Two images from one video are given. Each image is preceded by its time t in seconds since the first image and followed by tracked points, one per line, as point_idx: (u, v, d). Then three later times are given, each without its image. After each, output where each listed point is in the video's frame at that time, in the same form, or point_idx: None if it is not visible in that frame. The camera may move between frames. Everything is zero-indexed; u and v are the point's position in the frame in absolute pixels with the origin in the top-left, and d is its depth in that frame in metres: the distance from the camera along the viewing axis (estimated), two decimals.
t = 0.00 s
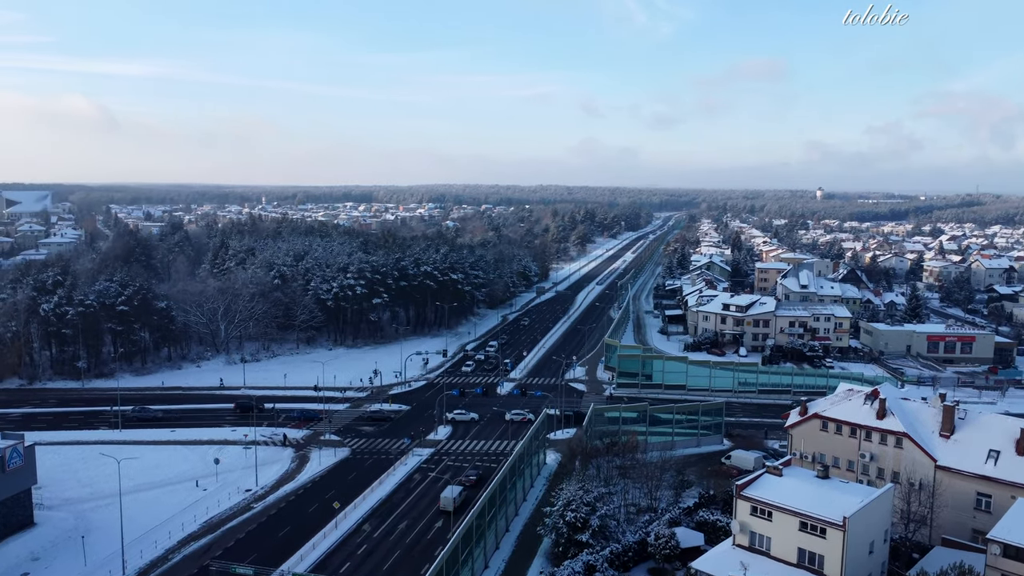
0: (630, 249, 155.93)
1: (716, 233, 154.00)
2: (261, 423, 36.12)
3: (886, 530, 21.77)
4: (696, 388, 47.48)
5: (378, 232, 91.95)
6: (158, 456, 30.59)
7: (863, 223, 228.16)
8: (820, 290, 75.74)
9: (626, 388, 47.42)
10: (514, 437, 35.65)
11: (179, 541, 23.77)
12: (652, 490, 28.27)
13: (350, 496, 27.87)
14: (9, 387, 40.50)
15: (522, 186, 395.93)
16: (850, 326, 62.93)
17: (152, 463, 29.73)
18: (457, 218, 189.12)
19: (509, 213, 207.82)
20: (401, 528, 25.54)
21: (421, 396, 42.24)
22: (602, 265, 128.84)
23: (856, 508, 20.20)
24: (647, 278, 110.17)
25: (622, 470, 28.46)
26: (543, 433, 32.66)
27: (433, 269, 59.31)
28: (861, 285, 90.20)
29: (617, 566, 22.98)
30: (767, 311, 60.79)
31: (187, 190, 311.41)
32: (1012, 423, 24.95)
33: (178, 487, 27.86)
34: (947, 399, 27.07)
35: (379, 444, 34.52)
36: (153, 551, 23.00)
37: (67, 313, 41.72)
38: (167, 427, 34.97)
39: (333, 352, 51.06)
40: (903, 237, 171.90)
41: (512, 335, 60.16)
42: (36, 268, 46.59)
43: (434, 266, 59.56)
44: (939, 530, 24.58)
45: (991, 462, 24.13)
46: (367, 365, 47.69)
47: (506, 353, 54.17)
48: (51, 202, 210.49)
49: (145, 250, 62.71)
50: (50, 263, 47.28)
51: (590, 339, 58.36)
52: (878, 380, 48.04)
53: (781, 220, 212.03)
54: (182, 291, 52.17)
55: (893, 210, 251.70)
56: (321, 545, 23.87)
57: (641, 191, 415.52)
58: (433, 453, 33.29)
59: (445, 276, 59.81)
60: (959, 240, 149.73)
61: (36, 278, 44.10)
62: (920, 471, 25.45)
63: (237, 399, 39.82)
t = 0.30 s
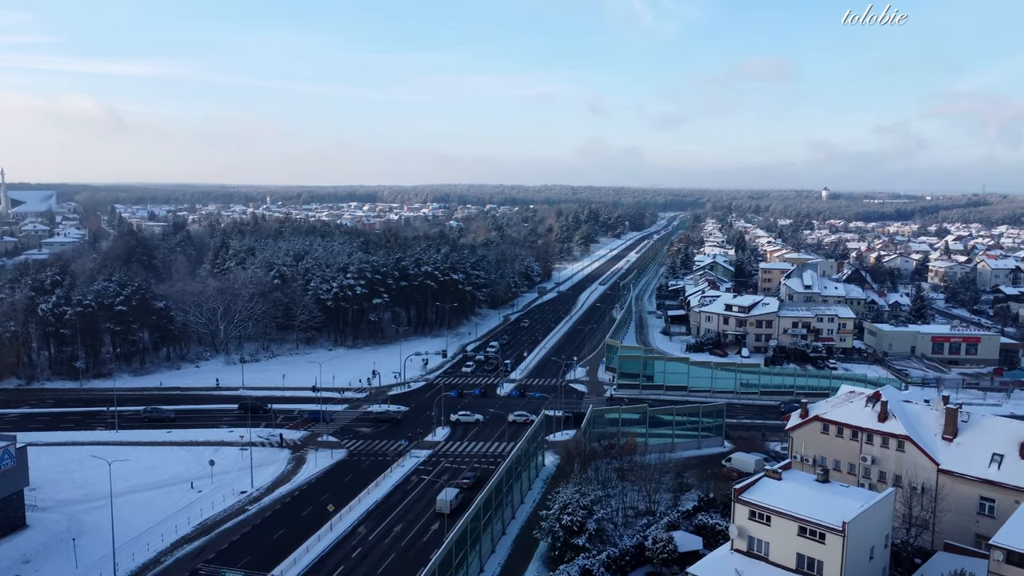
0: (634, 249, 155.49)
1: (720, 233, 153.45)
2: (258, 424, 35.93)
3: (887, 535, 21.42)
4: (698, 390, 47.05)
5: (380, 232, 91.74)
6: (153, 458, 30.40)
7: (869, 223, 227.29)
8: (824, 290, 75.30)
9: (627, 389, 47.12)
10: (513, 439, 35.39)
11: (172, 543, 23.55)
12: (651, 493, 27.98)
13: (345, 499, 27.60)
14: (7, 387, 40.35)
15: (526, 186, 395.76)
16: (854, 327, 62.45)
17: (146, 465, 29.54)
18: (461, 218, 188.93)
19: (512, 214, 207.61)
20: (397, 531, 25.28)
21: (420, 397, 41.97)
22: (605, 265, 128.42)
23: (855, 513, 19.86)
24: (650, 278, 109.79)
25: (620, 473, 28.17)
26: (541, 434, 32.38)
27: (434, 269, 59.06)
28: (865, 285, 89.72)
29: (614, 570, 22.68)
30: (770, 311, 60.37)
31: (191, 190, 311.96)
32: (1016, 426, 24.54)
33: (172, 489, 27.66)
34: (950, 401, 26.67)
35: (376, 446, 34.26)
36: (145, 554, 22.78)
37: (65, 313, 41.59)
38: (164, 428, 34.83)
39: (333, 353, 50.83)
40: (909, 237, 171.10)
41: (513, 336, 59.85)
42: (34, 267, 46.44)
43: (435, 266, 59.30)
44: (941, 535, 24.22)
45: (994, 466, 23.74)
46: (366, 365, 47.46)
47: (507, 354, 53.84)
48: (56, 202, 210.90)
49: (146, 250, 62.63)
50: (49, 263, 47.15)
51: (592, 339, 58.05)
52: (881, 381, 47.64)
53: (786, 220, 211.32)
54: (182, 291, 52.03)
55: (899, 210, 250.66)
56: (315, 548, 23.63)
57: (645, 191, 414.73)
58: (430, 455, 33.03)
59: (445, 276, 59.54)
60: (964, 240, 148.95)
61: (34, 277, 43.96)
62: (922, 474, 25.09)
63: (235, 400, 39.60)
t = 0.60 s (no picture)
0: (642, 249, 154.86)
1: (729, 234, 152.70)
2: (260, 425, 35.81)
3: (892, 541, 21.04)
4: (703, 392, 46.58)
5: (386, 232, 91.63)
6: (153, 458, 30.32)
7: (879, 224, 225.77)
8: (832, 291, 74.67)
9: (632, 390, 46.79)
10: (515, 441, 35.14)
11: (169, 545, 23.40)
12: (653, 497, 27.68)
13: (344, 501, 27.39)
14: (11, 386, 40.41)
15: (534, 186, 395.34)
16: (863, 328, 61.84)
17: (146, 466, 29.46)
18: (469, 218, 188.73)
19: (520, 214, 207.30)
20: (395, 533, 25.06)
21: (423, 398, 41.78)
22: (613, 265, 127.93)
23: (859, 518, 19.47)
24: (658, 279, 109.27)
25: (622, 476, 27.86)
26: (543, 435, 32.11)
27: (439, 269, 58.91)
28: (875, 286, 88.94)
29: None
30: (777, 312, 59.85)
31: (201, 190, 313.13)
32: None
33: (171, 489, 27.56)
34: (958, 405, 26.21)
35: (377, 447, 34.06)
36: (141, 555, 22.64)
37: (68, 312, 41.61)
38: (165, 428, 34.80)
39: (336, 353, 50.66)
40: (919, 238, 169.82)
41: (519, 337, 59.56)
42: (38, 267, 46.46)
43: (439, 266, 59.13)
44: (948, 541, 23.82)
45: (1003, 471, 23.30)
46: (369, 366, 47.29)
47: (511, 355, 53.58)
48: (67, 202, 211.99)
49: (152, 249, 62.74)
50: (53, 262, 47.17)
51: (597, 340, 57.71)
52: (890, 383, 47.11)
53: (796, 220, 210.13)
54: (186, 291, 52.03)
55: (910, 210, 248.95)
56: (312, 551, 23.42)
57: (654, 191, 413.54)
58: (432, 457, 32.80)
59: (450, 276, 59.32)
60: (976, 240, 147.59)
61: (38, 277, 44.00)
62: (929, 479, 24.67)
63: (237, 400, 39.50)
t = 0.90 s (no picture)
0: (648, 250, 154.27)
1: (736, 234, 151.96)
2: (260, 426, 35.68)
3: (896, 547, 20.66)
4: (708, 394, 46.24)
5: (392, 232, 91.50)
6: (152, 459, 30.20)
7: (889, 224, 224.36)
8: (840, 292, 74.06)
9: (635, 392, 46.46)
10: (516, 443, 34.88)
11: (165, 547, 23.24)
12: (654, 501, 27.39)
13: (343, 503, 27.18)
14: (12, 386, 40.43)
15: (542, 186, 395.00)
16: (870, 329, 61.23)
17: (144, 467, 29.33)
18: (476, 218, 188.62)
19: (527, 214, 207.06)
20: (393, 536, 24.82)
21: (425, 399, 41.55)
22: (619, 266, 127.46)
23: (862, 525, 19.11)
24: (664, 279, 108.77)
25: (623, 479, 27.54)
26: (544, 437, 31.84)
27: (443, 269, 58.74)
28: (883, 287, 88.21)
29: None
30: (783, 313, 59.37)
31: (210, 190, 314.24)
32: None
33: (169, 491, 27.41)
34: (964, 408, 25.77)
35: (378, 448, 33.87)
36: (136, 557, 22.49)
37: (70, 312, 41.64)
38: (166, 428, 34.73)
39: (339, 353, 50.52)
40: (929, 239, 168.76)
41: (522, 338, 59.30)
42: (40, 267, 46.44)
43: (443, 267, 58.96)
44: (954, 547, 23.43)
45: (1010, 476, 22.87)
46: (371, 367, 47.12)
47: (514, 355, 53.33)
48: (76, 202, 213.00)
49: (156, 249, 62.81)
50: (56, 262, 47.16)
51: (601, 341, 57.39)
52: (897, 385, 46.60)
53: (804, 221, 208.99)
54: (189, 291, 52.00)
55: (920, 210, 247.78)
56: (308, 553, 23.21)
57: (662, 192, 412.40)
58: (432, 458, 32.57)
59: (454, 276, 59.13)
60: (987, 241, 146.33)
61: (40, 276, 43.97)
62: (935, 484, 24.27)
63: (238, 400, 39.34)
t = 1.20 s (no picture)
0: (655, 250, 153.60)
1: (743, 235, 151.18)
2: (259, 426, 35.50)
3: (899, 553, 20.28)
4: (711, 396, 45.84)
5: (396, 232, 91.25)
6: (150, 460, 30.05)
7: (898, 224, 222.96)
8: (847, 293, 73.43)
9: (639, 393, 46.05)
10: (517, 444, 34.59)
11: (160, 549, 23.10)
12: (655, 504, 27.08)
13: (341, 505, 26.96)
14: (13, 385, 40.38)
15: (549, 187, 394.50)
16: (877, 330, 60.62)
17: (142, 467, 29.19)
18: (482, 218, 188.23)
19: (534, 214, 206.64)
20: (390, 538, 24.58)
21: (426, 400, 41.30)
22: (625, 266, 126.91)
23: (864, 530, 18.74)
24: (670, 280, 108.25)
25: (624, 483, 27.21)
26: (545, 438, 31.56)
27: (446, 269, 58.50)
28: (891, 288, 87.50)
29: None
30: (789, 314, 58.86)
31: (218, 190, 315.04)
32: None
33: (166, 491, 27.26)
34: (970, 411, 25.35)
35: (377, 449, 33.65)
36: (130, 559, 22.33)
37: (72, 312, 41.68)
38: (165, 428, 34.62)
39: (341, 353, 50.39)
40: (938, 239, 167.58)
41: (526, 338, 58.99)
42: (42, 267, 46.42)
43: (446, 267, 58.73)
44: (959, 553, 23.04)
45: (1017, 481, 22.44)
46: (372, 367, 46.92)
47: (517, 356, 53.03)
48: (84, 202, 213.80)
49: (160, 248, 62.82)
50: (58, 262, 47.13)
51: (605, 342, 57.02)
52: (904, 387, 46.09)
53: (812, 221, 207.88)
54: (191, 291, 51.95)
55: (929, 210, 246.25)
56: (304, 556, 23.02)
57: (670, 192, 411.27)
58: (432, 460, 32.32)
59: (457, 276, 58.92)
60: (997, 242, 145.26)
61: (42, 276, 43.97)
62: (940, 488, 23.85)
63: (238, 401, 39.19)
